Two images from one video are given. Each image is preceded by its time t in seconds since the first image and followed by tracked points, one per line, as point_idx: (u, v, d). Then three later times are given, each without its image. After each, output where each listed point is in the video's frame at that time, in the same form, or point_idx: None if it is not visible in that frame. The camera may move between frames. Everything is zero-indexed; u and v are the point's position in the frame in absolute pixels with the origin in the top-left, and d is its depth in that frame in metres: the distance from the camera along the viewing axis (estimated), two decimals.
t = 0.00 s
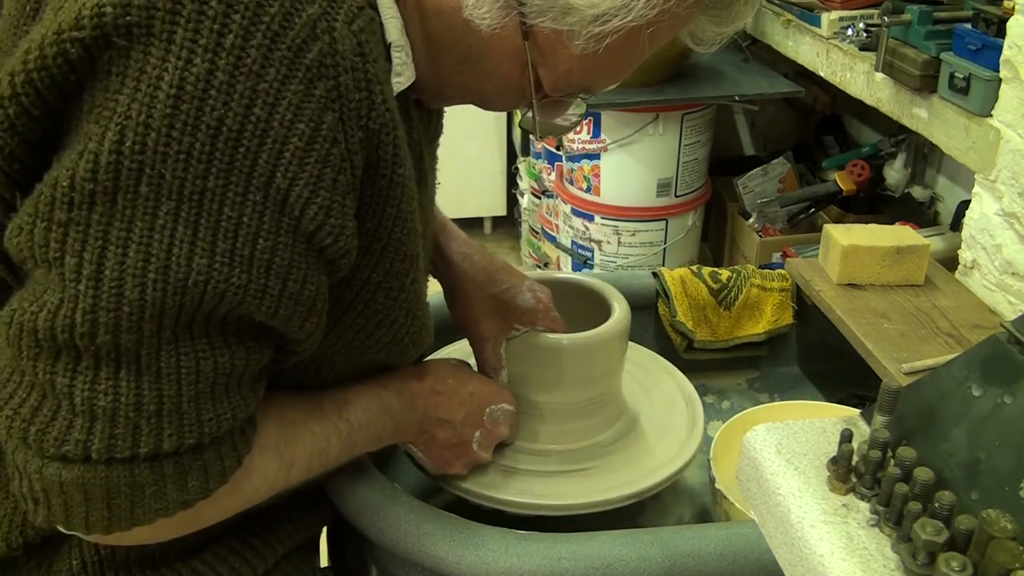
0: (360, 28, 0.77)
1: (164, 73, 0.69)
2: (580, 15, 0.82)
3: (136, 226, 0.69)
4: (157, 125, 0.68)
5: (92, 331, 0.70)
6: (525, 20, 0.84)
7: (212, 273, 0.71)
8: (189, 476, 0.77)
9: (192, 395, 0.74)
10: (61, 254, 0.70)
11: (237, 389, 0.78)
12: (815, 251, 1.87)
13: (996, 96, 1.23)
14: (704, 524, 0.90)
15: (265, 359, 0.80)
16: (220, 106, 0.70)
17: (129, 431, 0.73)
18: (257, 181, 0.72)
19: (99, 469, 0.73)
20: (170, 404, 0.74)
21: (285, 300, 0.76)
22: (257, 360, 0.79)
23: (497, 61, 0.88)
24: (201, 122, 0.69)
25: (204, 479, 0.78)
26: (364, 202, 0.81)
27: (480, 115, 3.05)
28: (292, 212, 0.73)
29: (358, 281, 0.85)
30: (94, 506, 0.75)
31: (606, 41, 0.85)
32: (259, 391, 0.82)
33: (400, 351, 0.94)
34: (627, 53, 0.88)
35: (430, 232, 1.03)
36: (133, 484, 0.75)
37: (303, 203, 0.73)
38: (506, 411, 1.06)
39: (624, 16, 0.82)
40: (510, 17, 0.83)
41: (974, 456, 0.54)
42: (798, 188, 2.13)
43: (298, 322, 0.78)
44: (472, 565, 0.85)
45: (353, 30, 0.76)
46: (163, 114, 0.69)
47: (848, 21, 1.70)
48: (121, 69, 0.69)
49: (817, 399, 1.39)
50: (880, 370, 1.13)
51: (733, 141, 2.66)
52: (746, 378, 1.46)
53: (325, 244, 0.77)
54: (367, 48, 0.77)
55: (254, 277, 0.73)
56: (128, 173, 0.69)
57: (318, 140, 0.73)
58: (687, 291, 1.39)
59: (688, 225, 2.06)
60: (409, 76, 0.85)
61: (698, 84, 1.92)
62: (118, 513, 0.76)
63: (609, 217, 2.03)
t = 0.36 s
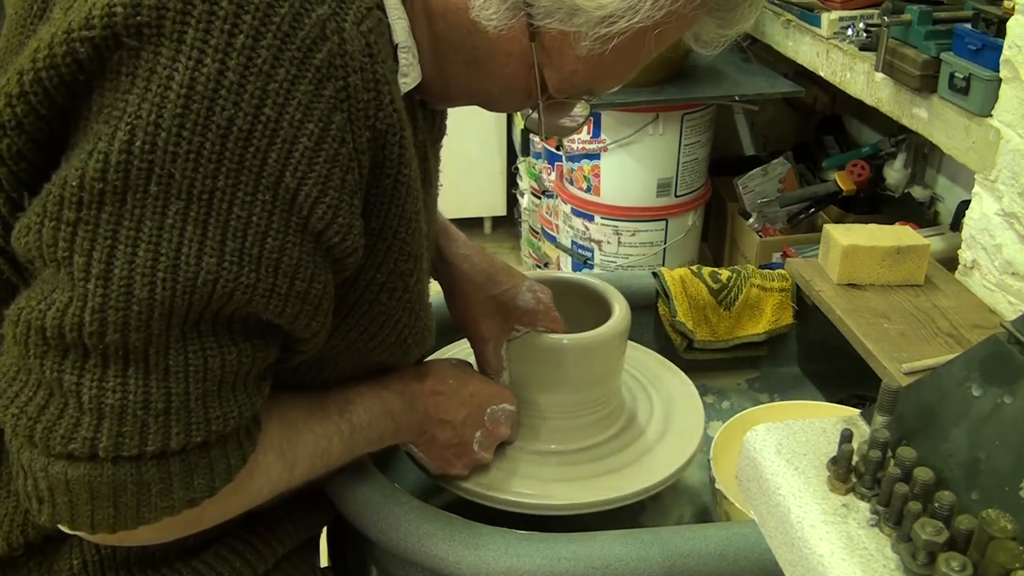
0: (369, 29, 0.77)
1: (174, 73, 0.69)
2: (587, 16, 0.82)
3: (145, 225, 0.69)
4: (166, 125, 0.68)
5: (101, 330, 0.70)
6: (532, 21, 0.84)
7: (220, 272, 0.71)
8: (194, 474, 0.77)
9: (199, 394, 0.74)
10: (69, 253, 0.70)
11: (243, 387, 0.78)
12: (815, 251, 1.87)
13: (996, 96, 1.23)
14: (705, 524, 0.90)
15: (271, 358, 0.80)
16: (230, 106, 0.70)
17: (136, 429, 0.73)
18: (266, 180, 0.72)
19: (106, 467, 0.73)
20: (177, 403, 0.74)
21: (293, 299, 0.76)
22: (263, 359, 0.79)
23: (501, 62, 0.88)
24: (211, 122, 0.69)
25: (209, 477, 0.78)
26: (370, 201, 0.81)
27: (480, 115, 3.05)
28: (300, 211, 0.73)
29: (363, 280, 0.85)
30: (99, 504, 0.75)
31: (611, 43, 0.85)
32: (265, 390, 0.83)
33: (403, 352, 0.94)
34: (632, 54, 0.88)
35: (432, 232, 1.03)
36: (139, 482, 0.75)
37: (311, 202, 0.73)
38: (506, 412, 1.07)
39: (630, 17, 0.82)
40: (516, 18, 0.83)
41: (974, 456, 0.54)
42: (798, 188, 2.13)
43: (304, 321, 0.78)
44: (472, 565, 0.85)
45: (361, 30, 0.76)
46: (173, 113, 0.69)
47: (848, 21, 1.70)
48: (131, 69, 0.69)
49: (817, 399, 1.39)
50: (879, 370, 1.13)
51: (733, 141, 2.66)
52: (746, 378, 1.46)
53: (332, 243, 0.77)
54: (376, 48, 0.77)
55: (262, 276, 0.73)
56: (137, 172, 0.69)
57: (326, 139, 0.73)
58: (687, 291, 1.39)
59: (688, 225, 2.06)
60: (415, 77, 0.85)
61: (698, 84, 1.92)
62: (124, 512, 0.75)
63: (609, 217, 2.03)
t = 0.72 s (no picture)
0: (369, 31, 0.77)
1: (175, 76, 0.69)
2: (588, 18, 0.82)
3: (146, 227, 0.69)
4: (168, 127, 0.68)
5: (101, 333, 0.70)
6: (534, 24, 0.84)
7: (221, 274, 0.71)
8: (195, 476, 0.77)
9: (199, 395, 0.74)
10: (70, 255, 0.70)
11: (244, 388, 0.78)
12: (815, 251, 1.87)
13: (996, 96, 1.23)
14: (705, 524, 0.90)
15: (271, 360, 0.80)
16: (231, 108, 0.70)
17: (137, 430, 0.73)
18: (268, 182, 0.72)
19: (107, 469, 0.73)
20: (178, 405, 0.74)
21: (293, 300, 0.76)
22: (263, 360, 0.79)
23: (503, 63, 0.88)
24: (212, 124, 0.69)
25: (210, 479, 0.78)
26: (370, 203, 0.81)
27: (480, 115, 3.04)
28: (301, 213, 0.73)
29: (364, 282, 0.85)
30: (99, 505, 0.75)
31: (612, 45, 0.85)
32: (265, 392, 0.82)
33: (403, 353, 0.94)
34: (633, 56, 0.89)
35: (432, 232, 1.03)
36: (140, 484, 0.75)
37: (312, 204, 0.73)
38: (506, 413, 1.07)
39: (631, 20, 0.82)
40: (518, 20, 0.83)
41: (974, 456, 0.54)
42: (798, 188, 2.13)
43: (305, 322, 0.78)
44: (472, 565, 0.85)
45: (362, 32, 0.76)
46: (174, 116, 0.69)
47: (848, 21, 1.70)
48: (133, 71, 0.69)
49: (817, 399, 1.39)
50: (880, 370, 1.13)
51: (733, 141, 2.66)
52: (746, 378, 1.46)
53: (333, 245, 0.77)
54: (376, 50, 0.77)
55: (263, 278, 0.73)
56: (138, 175, 0.69)
57: (327, 141, 0.73)
58: (687, 291, 1.39)
59: (688, 225, 2.06)
60: (416, 78, 0.85)
61: (698, 84, 1.93)
62: (124, 513, 0.75)
63: (609, 216, 2.03)
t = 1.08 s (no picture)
0: (371, 32, 0.77)
1: (178, 76, 0.69)
2: (590, 20, 0.82)
3: (148, 227, 0.69)
4: (170, 127, 0.68)
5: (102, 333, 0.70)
6: (536, 24, 0.84)
7: (222, 274, 0.71)
8: (195, 476, 0.77)
9: (200, 395, 0.74)
10: (72, 255, 0.70)
11: (245, 388, 0.78)
12: (815, 251, 1.87)
13: (996, 96, 1.23)
14: (705, 524, 0.90)
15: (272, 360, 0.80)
16: (233, 109, 0.70)
17: (137, 431, 0.73)
18: (270, 183, 0.72)
19: (107, 469, 0.73)
20: (179, 407, 0.74)
21: (294, 301, 0.76)
22: (264, 360, 0.79)
23: (504, 64, 0.88)
24: (214, 124, 0.69)
25: (210, 480, 0.78)
26: (372, 203, 0.81)
27: (480, 117, 3.04)
28: (302, 214, 0.73)
29: (365, 283, 0.85)
30: (99, 506, 0.75)
31: (615, 45, 0.85)
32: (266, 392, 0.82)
33: (404, 354, 0.94)
34: (634, 57, 0.89)
35: (432, 232, 1.03)
36: (140, 484, 0.75)
37: (313, 204, 0.73)
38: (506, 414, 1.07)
39: (633, 21, 0.82)
40: (520, 20, 0.83)
41: (974, 456, 0.54)
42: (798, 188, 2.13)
43: (306, 323, 0.78)
44: (472, 565, 0.85)
45: (365, 33, 0.76)
46: (177, 115, 0.69)
47: (848, 21, 1.70)
48: (136, 72, 0.69)
49: (817, 399, 1.39)
50: (879, 370, 1.13)
51: (733, 141, 2.66)
52: (746, 378, 1.46)
53: (334, 246, 0.77)
54: (379, 51, 0.77)
55: (264, 278, 0.73)
56: (140, 174, 0.69)
57: (330, 141, 0.73)
58: (687, 291, 1.39)
59: (688, 225, 2.06)
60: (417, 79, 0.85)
61: (698, 84, 1.93)
62: (125, 513, 0.75)
63: (609, 216, 2.03)
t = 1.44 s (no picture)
0: (373, 34, 0.77)
1: (179, 79, 0.69)
2: (592, 25, 0.82)
3: (148, 229, 0.69)
4: (171, 130, 0.68)
5: (103, 337, 0.70)
6: (538, 29, 0.84)
7: (223, 277, 0.71)
8: (195, 479, 0.77)
9: (200, 398, 0.74)
10: (72, 258, 0.70)
11: (244, 391, 0.78)
12: (815, 251, 1.87)
13: (996, 96, 1.23)
14: (705, 524, 0.90)
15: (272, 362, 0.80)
16: (235, 112, 0.70)
17: (137, 434, 0.73)
18: (270, 186, 0.72)
19: (107, 472, 0.73)
20: (179, 409, 0.74)
21: (294, 304, 0.76)
22: (264, 363, 0.78)
23: (505, 68, 0.88)
24: (215, 127, 0.69)
25: (210, 483, 0.78)
26: (372, 206, 0.81)
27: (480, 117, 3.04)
28: (303, 217, 0.73)
29: (366, 285, 0.84)
30: (98, 508, 0.75)
31: (616, 51, 0.85)
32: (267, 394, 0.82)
33: (404, 356, 0.94)
34: (636, 61, 0.89)
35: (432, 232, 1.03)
36: (140, 487, 0.75)
37: (314, 207, 0.73)
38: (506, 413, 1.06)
39: (635, 26, 0.82)
40: (522, 25, 0.83)
41: (974, 457, 0.54)
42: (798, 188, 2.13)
43: (306, 326, 0.78)
44: (472, 565, 0.85)
45: (366, 36, 0.76)
46: (178, 119, 0.69)
47: (848, 21, 1.70)
48: (137, 75, 0.69)
49: (817, 399, 1.39)
50: (879, 370, 1.13)
51: (733, 141, 2.66)
52: (746, 378, 1.46)
53: (335, 249, 0.77)
54: (380, 54, 0.77)
55: (265, 281, 0.73)
56: (141, 177, 0.69)
57: (331, 144, 0.73)
58: (687, 291, 1.39)
59: (688, 226, 2.06)
60: (418, 81, 0.85)
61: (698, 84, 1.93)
62: (125, 517, 0.75)
63: (609, 217, 2.03)
